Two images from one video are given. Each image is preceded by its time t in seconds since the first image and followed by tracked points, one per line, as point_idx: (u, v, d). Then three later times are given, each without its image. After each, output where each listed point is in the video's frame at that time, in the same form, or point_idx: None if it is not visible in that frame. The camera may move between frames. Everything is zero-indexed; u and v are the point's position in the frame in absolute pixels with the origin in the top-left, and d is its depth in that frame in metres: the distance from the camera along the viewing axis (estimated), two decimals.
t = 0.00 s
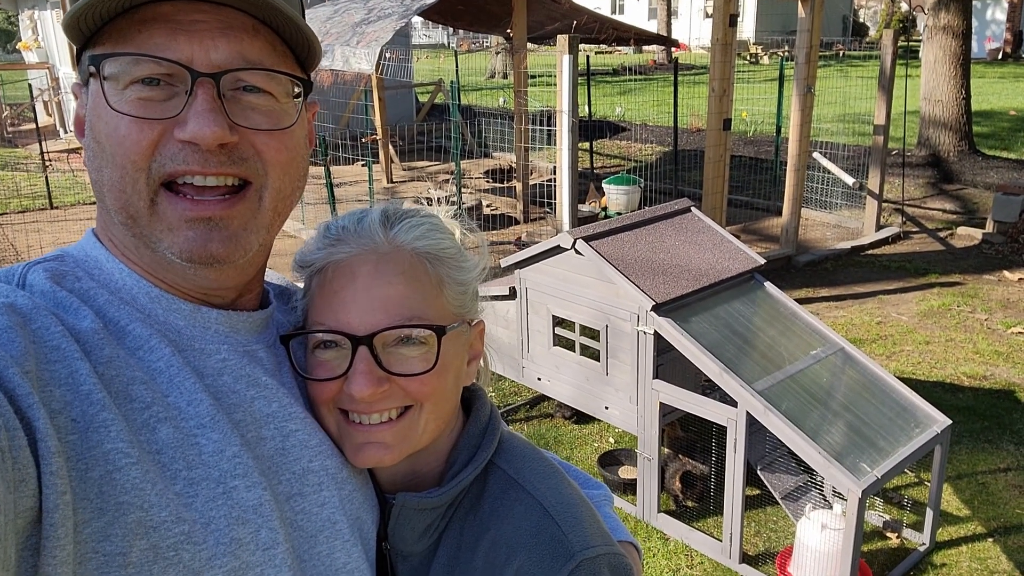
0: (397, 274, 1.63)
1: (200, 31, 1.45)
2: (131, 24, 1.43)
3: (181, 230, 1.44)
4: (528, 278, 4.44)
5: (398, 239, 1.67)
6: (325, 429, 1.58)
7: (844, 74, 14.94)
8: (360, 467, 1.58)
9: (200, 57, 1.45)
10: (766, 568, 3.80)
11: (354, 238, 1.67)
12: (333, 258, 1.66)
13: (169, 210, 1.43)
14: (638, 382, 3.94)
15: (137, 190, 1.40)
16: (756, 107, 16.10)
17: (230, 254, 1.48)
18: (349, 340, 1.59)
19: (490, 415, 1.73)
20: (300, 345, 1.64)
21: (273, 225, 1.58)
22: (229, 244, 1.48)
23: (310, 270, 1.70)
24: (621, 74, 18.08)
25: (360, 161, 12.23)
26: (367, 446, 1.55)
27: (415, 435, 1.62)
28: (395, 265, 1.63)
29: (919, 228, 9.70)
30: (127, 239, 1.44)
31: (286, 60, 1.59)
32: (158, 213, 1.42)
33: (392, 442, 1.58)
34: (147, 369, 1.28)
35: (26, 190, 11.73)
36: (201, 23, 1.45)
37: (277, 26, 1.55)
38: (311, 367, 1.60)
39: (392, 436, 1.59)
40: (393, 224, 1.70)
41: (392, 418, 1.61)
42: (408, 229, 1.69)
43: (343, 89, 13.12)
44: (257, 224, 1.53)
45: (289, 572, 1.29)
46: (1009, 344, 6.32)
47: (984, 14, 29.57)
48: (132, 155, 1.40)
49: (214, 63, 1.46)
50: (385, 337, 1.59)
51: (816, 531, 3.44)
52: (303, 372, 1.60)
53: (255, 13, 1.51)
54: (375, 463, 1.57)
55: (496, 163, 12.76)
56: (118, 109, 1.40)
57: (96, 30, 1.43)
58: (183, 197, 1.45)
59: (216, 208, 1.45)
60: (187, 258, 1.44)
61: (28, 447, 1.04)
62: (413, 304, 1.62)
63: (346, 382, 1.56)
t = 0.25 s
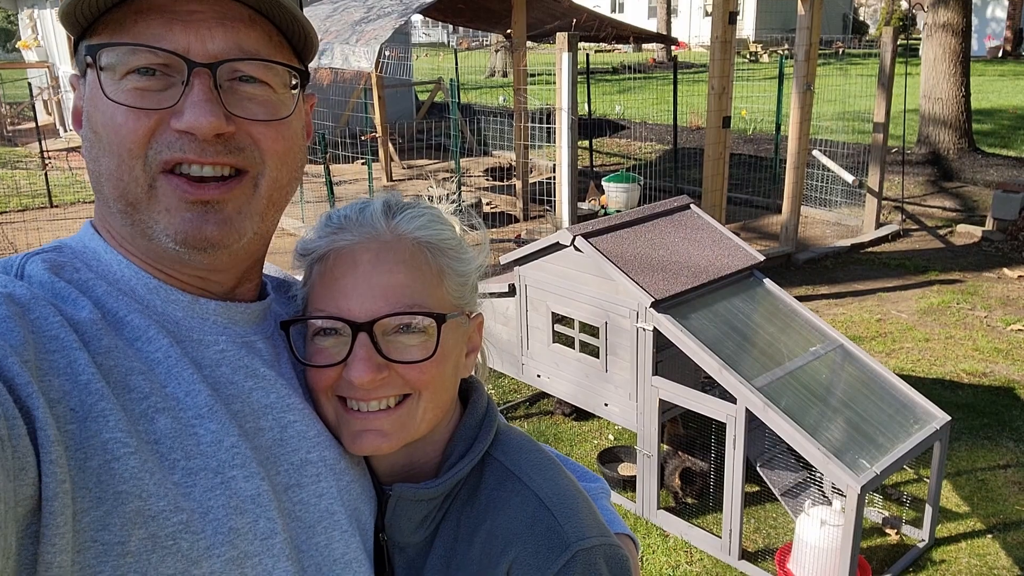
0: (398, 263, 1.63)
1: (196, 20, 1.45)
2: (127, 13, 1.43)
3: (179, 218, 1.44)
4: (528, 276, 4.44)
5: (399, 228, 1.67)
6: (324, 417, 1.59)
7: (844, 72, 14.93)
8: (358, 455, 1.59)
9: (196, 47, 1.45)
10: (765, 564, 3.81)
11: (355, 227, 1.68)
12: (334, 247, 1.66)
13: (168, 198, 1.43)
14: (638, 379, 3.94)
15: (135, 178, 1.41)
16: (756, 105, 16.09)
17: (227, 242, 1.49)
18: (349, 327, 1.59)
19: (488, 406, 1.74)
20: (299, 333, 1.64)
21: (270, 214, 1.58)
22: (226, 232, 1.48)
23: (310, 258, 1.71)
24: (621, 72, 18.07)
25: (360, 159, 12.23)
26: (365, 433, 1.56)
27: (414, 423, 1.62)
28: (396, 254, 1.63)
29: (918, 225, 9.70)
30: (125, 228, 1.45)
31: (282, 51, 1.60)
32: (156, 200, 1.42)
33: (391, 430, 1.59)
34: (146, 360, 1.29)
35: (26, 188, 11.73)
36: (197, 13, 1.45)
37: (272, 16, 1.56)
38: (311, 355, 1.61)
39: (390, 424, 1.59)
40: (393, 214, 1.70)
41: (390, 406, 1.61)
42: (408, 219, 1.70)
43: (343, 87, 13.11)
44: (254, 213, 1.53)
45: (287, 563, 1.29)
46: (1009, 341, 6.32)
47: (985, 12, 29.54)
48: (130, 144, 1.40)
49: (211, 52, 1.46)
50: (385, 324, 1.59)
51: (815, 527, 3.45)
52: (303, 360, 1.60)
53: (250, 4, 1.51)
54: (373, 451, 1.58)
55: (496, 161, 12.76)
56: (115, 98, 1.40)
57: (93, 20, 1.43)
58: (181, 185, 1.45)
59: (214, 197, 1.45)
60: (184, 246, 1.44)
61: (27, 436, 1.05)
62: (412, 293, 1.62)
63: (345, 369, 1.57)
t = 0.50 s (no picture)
0: (400, 262, 1.63)
1: (198, 21, 1.45)
2: (129, 15, 1.43)
3: (181, 219, 1.44)
4: (529, 276, 4.44)
5: (401, 227, 1.68)
6: (326, 415, 1.59)
7: (845, 72, 14.93)
8: (360, 454, 1.59)
9: (198, 48, 1.46)
10: (766, 564, 3.80)
11: (357, 226, 1.68)
12: (336, 246, 1.66)
13: (171, 199, 1.43)
14: (638, 379, 3.95)
15: (138, 179, 1.41)
16: (756, 105, 16.09)
17: (230, 242, 1.49)
18: (351, 327, 1.59)
19: (489, 406, 1.74)
20: (301, 333, 1.64)
21: (271, 215, 1.59)
22: (229, 232, 1.49)
23: (312, 257, 1.71)
24: (621, 72, 18.07)
25: (360, 160, 12.24)
26: (367, 432, 1.56)
27: (415, 423, 1.62)
28: (398, 254, 1.64)
29: (919, 225, 9.69)
30: (127, 228, 1.45)
31: (283, 52, 1.60)
32: (159, 200, 1.42)
33: (392, 429, 1.59)
34: (147, 359, 1.29)
35: (27, 189, 11.74)
36: (198, 14, 1.45)
37: (273, 17, 1.56)
38: (313, 354, 1.61)
39: (392, 423, 1.59)
40: (395, 214, 1.71)
41: (392, 405, 1.61)
42: (410, 218, 1.70)
43: (344, 87, 13.12)
44: (256, 213, 1.53)
45: (289, 561, 1.29)
46: (1009, 340, 6.32)
47: (985, 11, 29.54)
48: (132, 145, 1.40)
49: (213, 53, 1.47)
50: (387, 323, 1.59)
51: (816, 527, 3.45)
52: (305, 359, 1.61)
53: (252, 4, 1.51)
54: (374, 449, 1.58)
55: (497, 161, 12.76)
56: (117, 100, 1.40)
57: (94, 22, 1.43)
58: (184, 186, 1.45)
59: (217, 197, 1.46)
60: (187, 246, 1.44)
61: (30, 436, 1.05)
62: (414, 292, 1.62)
63: (347, 368, 1.57)
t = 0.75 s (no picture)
0: (398, 262, 1.63)
1: (201, 24, 1.46)
2: (131, 17, 1.44)
3: (183, 221, 1.44)
4: (529, 276, 4.44)
5: (400, 228, 1.68)
6: (324, 416, 1.59)
7: (845, 72, 14.92)
8: (358, 455, 1.59)
9: (201, 50, 1.46)
10: (767, 564, 3.80)
11: (355, 227, 1.68)
12: (335, 246, 1.67)
13: (172, 201, 1.43)
14: (638, 379, 3.95)
15: (139, 182, 1.41)
16: (756, 105, 16.09)
17: (231, 246, 1.49)
18: (349, 327, 1.59)
19: (487, 407, 1.74)
20: (299, 334, 1.65)
21: (272, 217, 1.59)
22: (230, 234, 1.49)
23: (310, 258, 1.71)
24: (621, 72, 18.08)
25: (360, 160, 12.25)
26: (365, 433, 1.56)
27: (414, 424, 1.62)
28: (397, 254, 1.64)
29: (919, 225, 9.69)
30: (128, 231, 1.45)
31: (285, 55, 1.60)
32: (161, 203, 1.42)
33: (390, 430, 1.59)
34: (147, 362, 1.29)
35: (27, 190, 11.75)
36: (201, 17, 1.46)
37: (276, 19, 1.57)
38: (311, 355, 1.61)
39: (390, 424, 1.59)
40: (394, 214, 1.71)
41: (390, 407, 1.61)
42: (409, 219, 1.70)
43: (344, 88, 13.13)
44: (256, 215, 1.53)
45: (288, 563, 1.29)
46: (1010, 340, 6.32)
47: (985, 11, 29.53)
48: (134, 148, 1.40)
49: (215, 56, 1.47)
50: (385, 324, 1.59)
51: (816, 527, 3.45)
52: (303, 360, 1.61)
53: (254, 7, 1.52)
54: (373, 450, 1.58)
55: (497, 162, 12.76)
56: (119, 102, 1.41)
57: (97, 24, 1.44)
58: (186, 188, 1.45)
59: (218, 200, 1.46)
60: (187, 249, 1.44)
61: (30, 438, 1.05)
62: (413, 293, 1.63)
63: (345, 368, 1.57)
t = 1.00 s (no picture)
0: (394, 260, 1.64)
1: (204, 22, 1.47)
2: (135, 14, 1.45)
3: (185, 218, 1.45)
4: (528, 276, 4.45)
5: (396, 225, 1.69)
6: (320, 413, 1.60)
7: (845, 73, 14.93)
8: (355, 453, 1.60)
9: (205, 48, 1.47)
10: (766, 563, 3.81)
11: (352, 225, 1.69)
12: (331, 244, 1.67)
13: (174, 198, 1.44)
14: (638, 379, 3.95)
15: (141, 179, 1.42)
16: (756, 106, 16.12)
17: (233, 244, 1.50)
18: (345, 325, 1.60)
19: (483, 404, 1.75)
20: (296, 331, 1.65)
21: (273, 215, 1.60)
22: (232, 231, 1.50)
23: (307, 256, 1.72)
24: (621, 73, 18.09)
25: (361, 161, 12.26)
26: (361, 431, 1.57)
27: (410, 421, 1.63)
28: (393, 252, 1.65)
29: (920, 225, 9.69)
30: (130, 227, 1.46)
31: (288, 53, 1.62)
32: (164, 198, 1.44)
33: (387, 427, 1.60)
34: (145, 359, 1.30)
35: (28, 191, 11.76)
36: (205, 15, 1.47)
37: (280, 17, 1.58)
38: (308, 353, 1.62)
39: (387, 422, 1.60)
40: (390, 212, 1.72)
41: (387, 404, 1.62)
42: (405, 217, 1.71)
43: (344, 89, 13.15)
44: (259, 213, 1.54)
45: (286, 560, 1.30)
46: (1010, 340, 6.32)
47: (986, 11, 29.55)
48: (136, 144, 1.41)
49: (220, 54, 1.48)
50: (381, 322, 1.60)
51: (816, 526, 3.45)
52: (300, 358, 1.61)
53: (258, 5, 1.53)
54: (369, 448, 1.59)
55: (497, 163, 12.77)
56: (121, 99, 1.41)
57: (101, 20, 1.45)
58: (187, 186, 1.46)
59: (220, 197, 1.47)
60: (189, 246, 1.45)
61: (29, 435, 1.06)
62: (409, 291, 1.63)
63: (341, 366, 1.58)
